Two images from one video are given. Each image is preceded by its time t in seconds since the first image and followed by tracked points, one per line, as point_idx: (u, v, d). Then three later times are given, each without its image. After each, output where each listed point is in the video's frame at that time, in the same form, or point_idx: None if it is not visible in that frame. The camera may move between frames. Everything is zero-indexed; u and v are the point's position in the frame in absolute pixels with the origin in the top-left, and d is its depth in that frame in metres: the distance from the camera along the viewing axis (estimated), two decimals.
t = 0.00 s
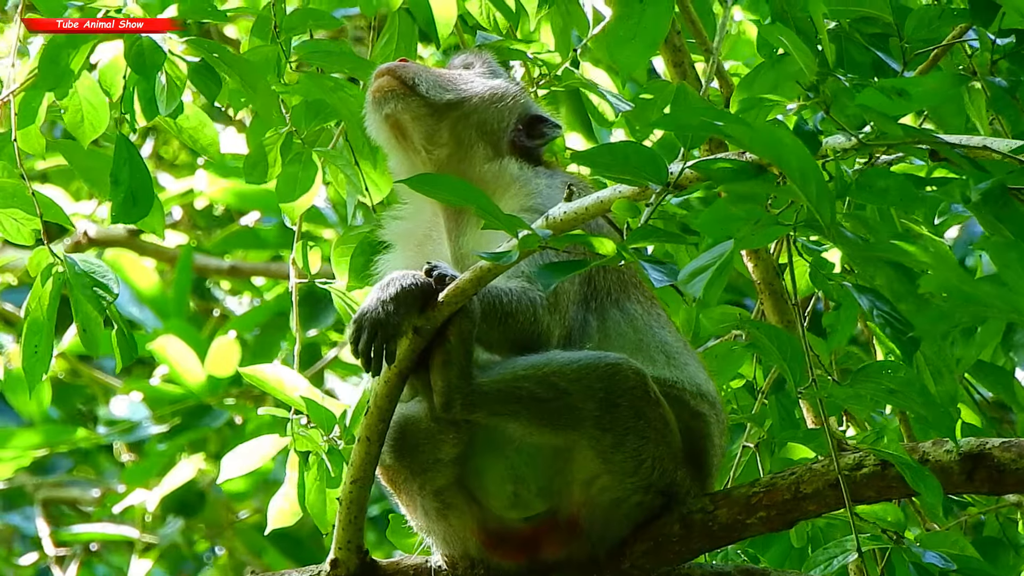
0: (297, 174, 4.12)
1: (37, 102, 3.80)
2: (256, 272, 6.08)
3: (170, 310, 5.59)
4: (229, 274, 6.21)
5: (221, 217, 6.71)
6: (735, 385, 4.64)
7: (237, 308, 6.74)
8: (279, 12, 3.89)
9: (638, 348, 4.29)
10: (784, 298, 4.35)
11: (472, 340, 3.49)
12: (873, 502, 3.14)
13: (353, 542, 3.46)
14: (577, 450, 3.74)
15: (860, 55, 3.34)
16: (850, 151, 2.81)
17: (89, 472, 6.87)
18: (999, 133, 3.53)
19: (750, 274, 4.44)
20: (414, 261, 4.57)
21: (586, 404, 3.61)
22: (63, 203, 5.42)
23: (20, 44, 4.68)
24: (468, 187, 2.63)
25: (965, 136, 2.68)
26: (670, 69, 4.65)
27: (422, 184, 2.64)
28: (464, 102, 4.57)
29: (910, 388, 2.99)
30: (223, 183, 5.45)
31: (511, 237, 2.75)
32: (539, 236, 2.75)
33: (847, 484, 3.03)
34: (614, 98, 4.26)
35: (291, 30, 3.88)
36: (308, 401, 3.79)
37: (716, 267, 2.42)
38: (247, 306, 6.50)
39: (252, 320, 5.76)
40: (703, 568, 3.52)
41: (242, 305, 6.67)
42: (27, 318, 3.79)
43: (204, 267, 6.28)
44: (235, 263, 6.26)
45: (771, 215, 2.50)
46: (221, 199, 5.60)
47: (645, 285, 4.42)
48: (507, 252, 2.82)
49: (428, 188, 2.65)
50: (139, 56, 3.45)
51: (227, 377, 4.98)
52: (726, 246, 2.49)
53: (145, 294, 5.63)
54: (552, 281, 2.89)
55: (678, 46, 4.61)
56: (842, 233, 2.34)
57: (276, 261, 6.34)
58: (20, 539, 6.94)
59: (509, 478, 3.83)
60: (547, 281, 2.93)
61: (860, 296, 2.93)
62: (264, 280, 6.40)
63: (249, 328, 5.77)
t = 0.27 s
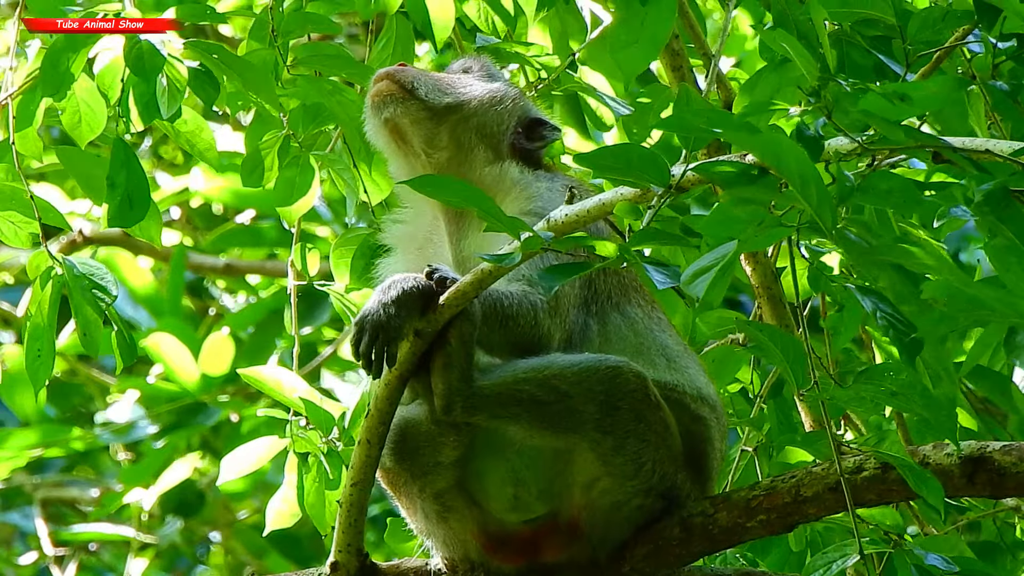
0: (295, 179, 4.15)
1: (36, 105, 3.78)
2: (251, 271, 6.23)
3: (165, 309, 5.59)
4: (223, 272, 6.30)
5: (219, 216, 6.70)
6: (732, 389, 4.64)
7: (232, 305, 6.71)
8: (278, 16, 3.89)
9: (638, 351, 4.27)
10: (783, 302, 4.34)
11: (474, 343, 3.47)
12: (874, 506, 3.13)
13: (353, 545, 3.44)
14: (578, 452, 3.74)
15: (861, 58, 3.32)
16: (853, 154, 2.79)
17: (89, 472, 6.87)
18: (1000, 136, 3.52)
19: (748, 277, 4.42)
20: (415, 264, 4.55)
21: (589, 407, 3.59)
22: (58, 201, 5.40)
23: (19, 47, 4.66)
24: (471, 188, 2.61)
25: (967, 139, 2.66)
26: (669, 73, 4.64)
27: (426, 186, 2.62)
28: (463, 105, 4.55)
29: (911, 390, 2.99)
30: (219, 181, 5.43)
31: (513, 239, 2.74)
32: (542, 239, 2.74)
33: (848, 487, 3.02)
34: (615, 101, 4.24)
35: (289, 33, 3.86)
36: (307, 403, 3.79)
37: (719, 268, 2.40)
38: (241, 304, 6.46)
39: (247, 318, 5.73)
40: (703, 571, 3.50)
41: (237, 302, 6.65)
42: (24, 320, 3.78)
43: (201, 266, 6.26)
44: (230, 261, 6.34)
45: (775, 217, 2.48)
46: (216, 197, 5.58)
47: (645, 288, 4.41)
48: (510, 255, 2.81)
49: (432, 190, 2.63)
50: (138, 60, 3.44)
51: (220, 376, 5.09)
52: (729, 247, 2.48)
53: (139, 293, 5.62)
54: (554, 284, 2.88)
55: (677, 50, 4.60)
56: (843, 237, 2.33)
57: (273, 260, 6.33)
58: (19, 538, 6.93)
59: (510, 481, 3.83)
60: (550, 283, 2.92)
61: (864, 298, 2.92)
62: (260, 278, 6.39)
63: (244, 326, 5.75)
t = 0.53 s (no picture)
0: (295, 181, 4.12)
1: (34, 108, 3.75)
2: (247, 268, 6.26)
3: (161, 307, 5.56)
4: (220, 270, 6.29)
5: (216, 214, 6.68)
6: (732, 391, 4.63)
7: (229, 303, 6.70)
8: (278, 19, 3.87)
9: (638, 353, 4.26)
10: (782, 304, 4.32)
11: (475, 345, 3.45)
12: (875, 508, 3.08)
13: (354, 547, 3.40)
14: (579, 455, 3.72)
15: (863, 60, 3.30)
16: (857, 155, 2.76)
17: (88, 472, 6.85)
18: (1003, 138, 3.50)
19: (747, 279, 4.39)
20: (416, 267, 4.53)
21: (591, 409, 3.56)
22: (55, 201, 5.38)
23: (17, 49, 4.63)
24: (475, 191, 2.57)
25: (970, 140, 2.63)
26: (668, 76, 4.62)
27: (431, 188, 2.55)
28: (455, 110, 4.54)
29: (914, 391, 3.00)
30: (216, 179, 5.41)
31: (516, 240, 2.72)
32: (545, 240, 2.71)
33: (851, 490, 2.98)
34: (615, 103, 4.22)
35: (289, 36, 3.83)
36: (308, 405, 3.76)
37: (724, 268, 2.37)
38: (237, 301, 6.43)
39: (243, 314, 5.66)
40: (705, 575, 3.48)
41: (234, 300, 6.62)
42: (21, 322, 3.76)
43: (198, 264, 6.23)
44: (226, 259, 6.34)
45: (779, 218, 2.45)
46: (214, 196, 5.55)
47: (645, 289, 4.39)
48: (512, 256, 2.78)
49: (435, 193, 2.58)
50: (137, 62, 3.42)
51: (216, 374, 5.06)
52: (734, 248, 2.44)
53: (137, 293, 5.59)
54: (557, 286, 2.86)
55: (677, 53, 4.58)
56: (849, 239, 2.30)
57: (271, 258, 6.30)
58: (18, 538, 6.92)
59: (510, 483, 3.82)
60: (552, 284, 2.89)
61: (867, 299, 2.89)
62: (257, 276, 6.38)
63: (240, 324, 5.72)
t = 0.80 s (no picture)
0: (294, 184, 4.13)
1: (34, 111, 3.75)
2: (245, 267, 6.26)
3: (159, 304, 5.53)
4: (218, 267, 6.27)
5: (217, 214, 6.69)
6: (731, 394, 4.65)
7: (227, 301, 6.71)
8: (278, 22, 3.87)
9: (639, 356, 4.26)
10: (782, 307, 4.32)
11: (475, 347, 3.46)
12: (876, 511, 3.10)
13: (354, 550, 3.40)
14: (578, 457, 3.73)
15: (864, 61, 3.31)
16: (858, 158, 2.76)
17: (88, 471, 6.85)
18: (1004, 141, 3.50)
19: (748, 284, 4.41)
20: (416, 271, 4.53)
21: (591, 412, 3.57)
22: (53, 199, 5.38)
23: (18, 51, 4.63)
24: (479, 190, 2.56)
25: (970, 142, 2.63)
26: (668, 78, 4.63)
27: (434, 187, 2.55)
28: (455, 113, 4.54)
29: (915, 393, 3.04)
30: (214, 177, 5.41)
31: (516, 240, 2.72)
32: (546, 241, 2.72)
33: (851, 492, 2.98)
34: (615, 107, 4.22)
35: (289, 39, 3.83)
36: (309, 407, 3.75)
37: (727, 272, 2.36)
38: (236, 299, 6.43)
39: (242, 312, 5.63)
40: None
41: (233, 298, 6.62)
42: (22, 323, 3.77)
43: (196, 262, 6.22)
44: (224, 256, 6.32)
45: (782, 220, 2.45)
46: (213, 194, 5.54)
47: (646, 292, 4.39)
48: (514, 256, 2.78)
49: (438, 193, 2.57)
50: (138, 66, 3.42)
51: (215, 371, 4.95)
52: (737, 251, 2.43)
53: (136, 291, 5.56)
54: (559, 288, 2.86)
55: (677, 56, 4.58)
56: (848, 241, 2.29)
57: (270, 257, 6.30)
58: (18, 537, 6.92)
59: (511, 485, 3.85)
60: (553, 286, 2.89)
61: (869, 301, 2.89)
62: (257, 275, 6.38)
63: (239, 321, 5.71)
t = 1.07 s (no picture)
0: (290, 187, 4.12)
1: (32, 113, 3.75)
2: (245, 267, 6.25)
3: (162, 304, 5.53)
4: (218, 268, 6.28)
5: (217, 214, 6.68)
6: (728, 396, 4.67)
7: (227, 301, 6.71)
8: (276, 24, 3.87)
9: (637, 356, 4.25)
10: (779, 309, 4.32)
11: (474, 348, 3.45)
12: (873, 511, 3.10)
13: (353, 551, 3.39)
14: (577, 458, 3.73)
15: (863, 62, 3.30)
16: (856, 158, 2.76)
17: (88, 471, 6.86)
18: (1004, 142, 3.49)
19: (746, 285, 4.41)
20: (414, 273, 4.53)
21: (591, 413, 3.58)
22: (53, 200, 5.38)
23: (16, 52, 4.61)
24: (476, 194, 2.57)
25: (969, 143, 2.63)
26: (666, 80, 4.62)
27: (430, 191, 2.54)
28: (448, 115, 4.53)
29: (914, 395, 3.02)
30: (214, 178, 5.41)
31: (515, 242, 2.71)
32: (544, 242, 2.71)
33: (850, 492, 2.97)
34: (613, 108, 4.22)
35: (286, 41, 3.82)
36: (306, 409, 3.75)
37: (726, 273, 2.37)
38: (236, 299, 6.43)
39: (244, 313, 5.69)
40: None
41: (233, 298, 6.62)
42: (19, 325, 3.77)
43: (197, 262, 6.21)
44: (224, 257, 6.31)
45: (780, 221, 2.44)
46: (213, 194, 5.52)
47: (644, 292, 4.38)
48: (513, 257, 2.78)
49: (437, 195, 2.55)
50: (135, 69, 3.42)
51: (217, 369, 5.05)
52: (737, 251, 2.42)
53: (139, 292, 5.55)
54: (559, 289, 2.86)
55: (674, 58, 4.57)
56: (845, 242, 2.29)
57: (269, 256, 6.29)
58: (19, 536, 6.93)
59: (509, 485, 3.84)
60: (552, 286, 2.89)
61: (869, 302, 2.88)
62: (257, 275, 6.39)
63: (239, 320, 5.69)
